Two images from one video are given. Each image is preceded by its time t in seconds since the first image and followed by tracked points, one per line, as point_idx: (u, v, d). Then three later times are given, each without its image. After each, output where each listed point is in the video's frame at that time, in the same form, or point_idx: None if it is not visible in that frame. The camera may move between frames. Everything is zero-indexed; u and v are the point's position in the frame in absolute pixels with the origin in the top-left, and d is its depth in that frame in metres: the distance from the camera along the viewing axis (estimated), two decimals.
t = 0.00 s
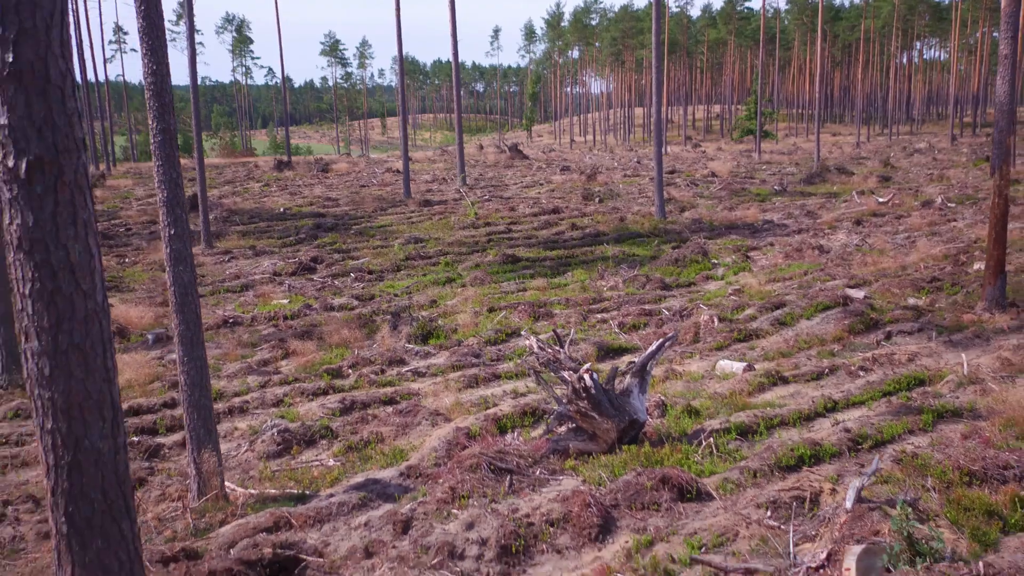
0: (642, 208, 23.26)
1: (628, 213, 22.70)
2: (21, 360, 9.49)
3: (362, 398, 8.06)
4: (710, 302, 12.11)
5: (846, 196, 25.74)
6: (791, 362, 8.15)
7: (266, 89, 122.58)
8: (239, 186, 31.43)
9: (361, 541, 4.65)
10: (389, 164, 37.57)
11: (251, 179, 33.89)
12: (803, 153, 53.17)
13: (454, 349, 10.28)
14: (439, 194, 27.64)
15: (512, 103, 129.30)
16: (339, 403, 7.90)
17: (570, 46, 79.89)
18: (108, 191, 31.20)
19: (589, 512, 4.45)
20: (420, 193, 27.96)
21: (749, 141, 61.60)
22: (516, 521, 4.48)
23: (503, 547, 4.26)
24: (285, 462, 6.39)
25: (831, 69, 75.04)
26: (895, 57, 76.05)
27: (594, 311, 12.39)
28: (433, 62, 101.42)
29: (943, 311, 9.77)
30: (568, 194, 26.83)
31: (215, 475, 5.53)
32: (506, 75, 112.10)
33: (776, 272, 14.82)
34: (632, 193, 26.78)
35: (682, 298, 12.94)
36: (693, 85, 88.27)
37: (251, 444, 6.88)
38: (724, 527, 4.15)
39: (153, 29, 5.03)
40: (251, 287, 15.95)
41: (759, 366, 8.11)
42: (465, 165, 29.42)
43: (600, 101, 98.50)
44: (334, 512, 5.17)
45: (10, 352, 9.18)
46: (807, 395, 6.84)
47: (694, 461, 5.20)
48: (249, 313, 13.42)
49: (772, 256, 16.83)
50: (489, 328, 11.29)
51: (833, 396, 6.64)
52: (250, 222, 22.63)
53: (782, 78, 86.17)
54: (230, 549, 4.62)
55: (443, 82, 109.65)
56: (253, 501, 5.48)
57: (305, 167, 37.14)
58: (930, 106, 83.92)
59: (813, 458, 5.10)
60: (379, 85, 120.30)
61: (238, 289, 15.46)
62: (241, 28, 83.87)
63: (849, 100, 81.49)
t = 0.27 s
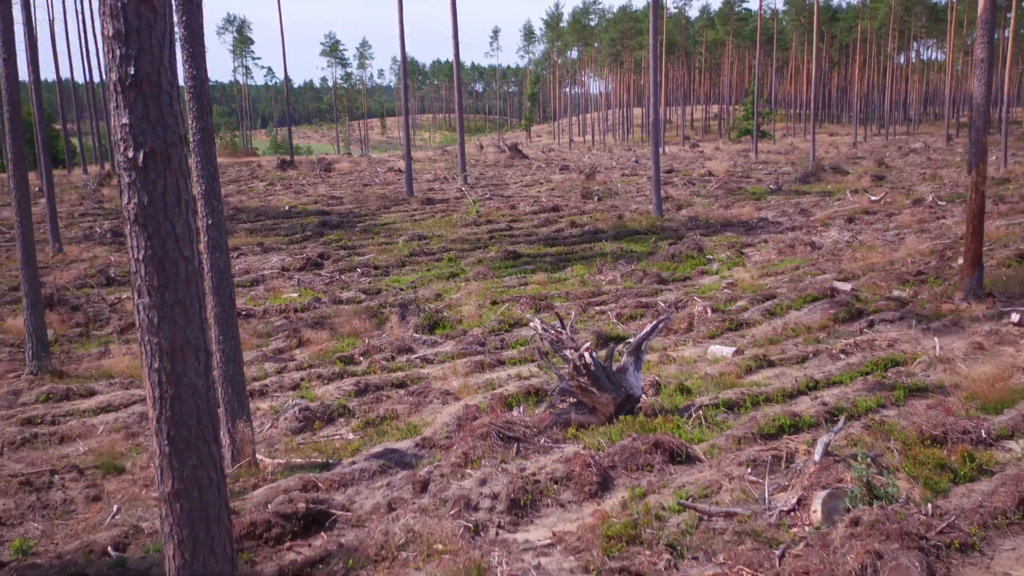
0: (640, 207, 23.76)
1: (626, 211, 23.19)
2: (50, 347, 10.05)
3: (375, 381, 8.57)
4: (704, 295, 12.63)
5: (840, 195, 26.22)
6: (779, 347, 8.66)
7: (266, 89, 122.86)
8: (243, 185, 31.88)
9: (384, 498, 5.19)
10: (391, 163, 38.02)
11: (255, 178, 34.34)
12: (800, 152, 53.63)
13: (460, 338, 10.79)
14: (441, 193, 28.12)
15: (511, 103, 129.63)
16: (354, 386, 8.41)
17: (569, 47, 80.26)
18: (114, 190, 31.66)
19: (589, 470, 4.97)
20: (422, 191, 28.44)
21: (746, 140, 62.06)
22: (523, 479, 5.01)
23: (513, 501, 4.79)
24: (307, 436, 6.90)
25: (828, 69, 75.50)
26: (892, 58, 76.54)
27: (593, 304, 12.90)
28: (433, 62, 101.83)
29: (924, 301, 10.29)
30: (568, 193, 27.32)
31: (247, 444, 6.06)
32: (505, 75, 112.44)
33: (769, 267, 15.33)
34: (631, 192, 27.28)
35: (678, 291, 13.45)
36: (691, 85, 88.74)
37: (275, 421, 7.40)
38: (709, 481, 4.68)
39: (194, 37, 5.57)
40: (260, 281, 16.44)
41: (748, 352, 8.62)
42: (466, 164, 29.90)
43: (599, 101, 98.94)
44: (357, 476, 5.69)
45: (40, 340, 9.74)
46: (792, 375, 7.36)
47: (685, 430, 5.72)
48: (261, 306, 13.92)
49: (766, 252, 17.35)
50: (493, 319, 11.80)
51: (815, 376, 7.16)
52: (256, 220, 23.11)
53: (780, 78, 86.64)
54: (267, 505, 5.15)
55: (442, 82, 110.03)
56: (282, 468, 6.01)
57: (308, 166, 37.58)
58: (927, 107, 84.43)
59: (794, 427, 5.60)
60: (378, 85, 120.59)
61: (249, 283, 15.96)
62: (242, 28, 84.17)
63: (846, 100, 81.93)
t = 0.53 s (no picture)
0: (637, 206, 24.23)
1: (625, 210, 23.65)
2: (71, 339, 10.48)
3: (384, 370, 9.00)
4: (700, 290, 13.06)
5: (835, 194, 26.67)
6: (768, 338, 9.10)
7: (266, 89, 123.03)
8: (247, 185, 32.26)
9: (399, 470, 5.62)
10: (392, 164, 38.48)
11: (258, 178, 34.76)
12: (798, 152, 54.04)
13: (464, 330, 11.21)
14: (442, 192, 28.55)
15: (510, 104, 130.07)
16: (365, 374, 8.85)
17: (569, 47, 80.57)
18: (119, 189, 32.00)
19: (588, 444, 5.40)
20: (424, 191, 28.86)
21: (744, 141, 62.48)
22: (527, 451, 5.45)
23: (518, 471, 5.22)
24: (324, 418, 7.34)
25: (826, 70, 75.93)
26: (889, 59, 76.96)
27: (592, 298, 13.34)
28: (432, 62, 102.08)
29: (909, 295, 10.74)
30: (569, 192, 27.77)
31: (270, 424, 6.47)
32: (504, 75, 112.85)
33: (764, 264, 15.77)
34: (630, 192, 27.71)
35: (674, 287, 13.90)
36: (690, 85, 89.13)
37: (291, 406, 7.82)
38: (698, 452, 5.11)
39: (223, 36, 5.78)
40: (268, 278, 16.84)
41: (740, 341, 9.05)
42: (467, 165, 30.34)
43: (598, 102, 99.41)
44: (372, 451, 6.11)
45: (62, 332, 10.17)
46: (779, 362, 7.80)
47: (677, 409, 6.15)
48: (271, 301, 14.36)
49: (761, 249, 17.81)
50: (495, 312, 12.23)
51: (801, 362, 7.58)
52: (262, 219, 23.53)
53: (778, 78, 87.08)
54: (291, 476, 5.58)
55: (442, 83, 110.35)
56: (301, 446, 6.45)
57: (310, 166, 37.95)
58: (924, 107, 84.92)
59: (778, 407, 5.95)
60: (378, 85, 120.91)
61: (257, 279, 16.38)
62: (242, 29, 84.41)
63: (844, 101, 82.40)
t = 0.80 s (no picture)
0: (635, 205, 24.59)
1: (623, 209, 23.99)
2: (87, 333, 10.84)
3: (391, 362, 9.36)
4: (695, 286, 13.43)
5: (831, 194, 27.03)
6: (759, 330, 9.47)
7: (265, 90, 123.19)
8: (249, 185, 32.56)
9: (409, 450, 5.99)
10: (393, 164, 38.79)
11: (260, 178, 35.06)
12: (795, 151, 54.35)
13: (466, 325, 11.57)
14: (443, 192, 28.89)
15: (509, 104, 130.30)
16: (372, 365, 9.21)
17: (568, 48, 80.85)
18: (123, 189, 32.30)
19: (586, 425, 5.76)
20: (425, 190, 29.19)
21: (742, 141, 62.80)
22: (530, 432, 5.81)
23: (521, 449, 5.59)
24: (335, 404, 7.70)
25: (824, 70, 76.23)
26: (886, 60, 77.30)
27: (590, 294, 13.70)
28: (431, 62, 102.26)
29: (897, 290, 11.11)
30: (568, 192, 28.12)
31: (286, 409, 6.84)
32: (503, 75, 113.04)
33: (759, 261, 16.12)
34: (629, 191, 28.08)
35: (671, 283, 14.27)
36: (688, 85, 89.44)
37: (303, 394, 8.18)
38: (689, 431, 5.48)
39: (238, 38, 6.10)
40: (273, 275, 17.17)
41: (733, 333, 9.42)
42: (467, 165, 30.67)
43: (597, 102, 99.69)
44: (383, 434, 6.47)
45: (79, 326, 10.53)
46: (768, 352, 8.18)
47: (670, 394, 6.52)
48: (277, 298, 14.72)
49: (756, 247, 18.17)
50: (497, 308, 12.59)
51: (789, 352, 7.96)
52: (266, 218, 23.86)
53: (776, 79, 87.40)
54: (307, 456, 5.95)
55: (441, 83, 110.59)
56: (315, 429, 6.81)
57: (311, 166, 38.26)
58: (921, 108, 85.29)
59: (765, 392, 6.31)
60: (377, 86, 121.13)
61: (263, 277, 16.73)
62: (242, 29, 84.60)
63: (842, 101, 82.73)
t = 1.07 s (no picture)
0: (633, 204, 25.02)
1: (620, 208, 24.42)
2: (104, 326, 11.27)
3: (396, 352, 9.81)
4: (689, 282, 13.88)
5: (824, 193, 27.48)
6: (748, 322, 9.93)
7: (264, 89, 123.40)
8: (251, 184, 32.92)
9: (417, 430, 6.44)
10: (393, 164, 39.19)
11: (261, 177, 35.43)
12: (792, 151, 54.76)
13: (468, 318, 12.01)
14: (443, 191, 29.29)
15: (507, 104, 130.60)
16: (380, 355, 9.65)
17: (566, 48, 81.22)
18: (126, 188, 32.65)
19: (583, 405, 6.22)
20: (425, 190, 29.59)
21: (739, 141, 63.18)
22: (530, 412, 6.27)
23: (522, 428, 6.04)
24: (346, 390, 8.15)
25: (820, 70, 76.66)
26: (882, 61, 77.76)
27: (588, 289, 14.15)
28: (430, 62, 102.50)
29: (881, 285, 11.57)
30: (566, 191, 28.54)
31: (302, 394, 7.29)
32: (502, 76, 113.36)
33: (751, 258, 16.57)
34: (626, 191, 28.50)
35: (666, 279, 14.71)
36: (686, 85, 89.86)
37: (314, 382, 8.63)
38: (678, 410, 5.94)
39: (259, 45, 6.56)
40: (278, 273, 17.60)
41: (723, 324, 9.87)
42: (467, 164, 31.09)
43: (595, 102, 100.08)
44: (393, 417, 6.91)
45: (96, 319, 10.96)
46: (756, 342, 8.63)
47: (661, 379, 6.97)
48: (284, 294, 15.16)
49: (750, 245, 18.62)
50: (497, 302, 13.03)
51: (775, 342, 8.40)
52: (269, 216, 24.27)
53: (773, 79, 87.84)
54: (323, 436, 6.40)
55: (439, 83, 110.89)
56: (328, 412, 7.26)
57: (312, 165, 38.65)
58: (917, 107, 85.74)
59: (749, 376, 6.76)
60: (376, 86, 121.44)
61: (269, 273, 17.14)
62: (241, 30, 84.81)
63: (839, 101, 83.19)
